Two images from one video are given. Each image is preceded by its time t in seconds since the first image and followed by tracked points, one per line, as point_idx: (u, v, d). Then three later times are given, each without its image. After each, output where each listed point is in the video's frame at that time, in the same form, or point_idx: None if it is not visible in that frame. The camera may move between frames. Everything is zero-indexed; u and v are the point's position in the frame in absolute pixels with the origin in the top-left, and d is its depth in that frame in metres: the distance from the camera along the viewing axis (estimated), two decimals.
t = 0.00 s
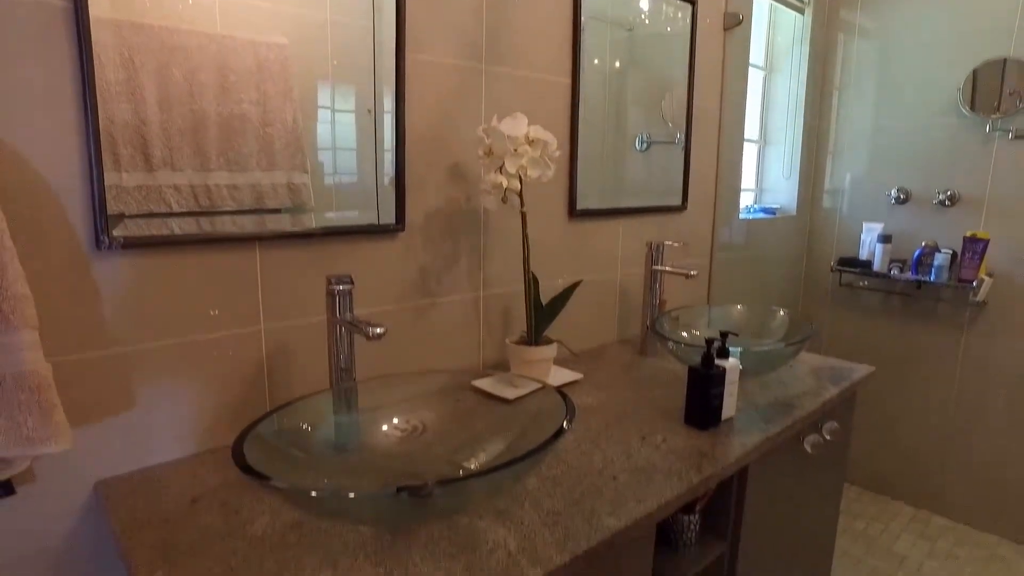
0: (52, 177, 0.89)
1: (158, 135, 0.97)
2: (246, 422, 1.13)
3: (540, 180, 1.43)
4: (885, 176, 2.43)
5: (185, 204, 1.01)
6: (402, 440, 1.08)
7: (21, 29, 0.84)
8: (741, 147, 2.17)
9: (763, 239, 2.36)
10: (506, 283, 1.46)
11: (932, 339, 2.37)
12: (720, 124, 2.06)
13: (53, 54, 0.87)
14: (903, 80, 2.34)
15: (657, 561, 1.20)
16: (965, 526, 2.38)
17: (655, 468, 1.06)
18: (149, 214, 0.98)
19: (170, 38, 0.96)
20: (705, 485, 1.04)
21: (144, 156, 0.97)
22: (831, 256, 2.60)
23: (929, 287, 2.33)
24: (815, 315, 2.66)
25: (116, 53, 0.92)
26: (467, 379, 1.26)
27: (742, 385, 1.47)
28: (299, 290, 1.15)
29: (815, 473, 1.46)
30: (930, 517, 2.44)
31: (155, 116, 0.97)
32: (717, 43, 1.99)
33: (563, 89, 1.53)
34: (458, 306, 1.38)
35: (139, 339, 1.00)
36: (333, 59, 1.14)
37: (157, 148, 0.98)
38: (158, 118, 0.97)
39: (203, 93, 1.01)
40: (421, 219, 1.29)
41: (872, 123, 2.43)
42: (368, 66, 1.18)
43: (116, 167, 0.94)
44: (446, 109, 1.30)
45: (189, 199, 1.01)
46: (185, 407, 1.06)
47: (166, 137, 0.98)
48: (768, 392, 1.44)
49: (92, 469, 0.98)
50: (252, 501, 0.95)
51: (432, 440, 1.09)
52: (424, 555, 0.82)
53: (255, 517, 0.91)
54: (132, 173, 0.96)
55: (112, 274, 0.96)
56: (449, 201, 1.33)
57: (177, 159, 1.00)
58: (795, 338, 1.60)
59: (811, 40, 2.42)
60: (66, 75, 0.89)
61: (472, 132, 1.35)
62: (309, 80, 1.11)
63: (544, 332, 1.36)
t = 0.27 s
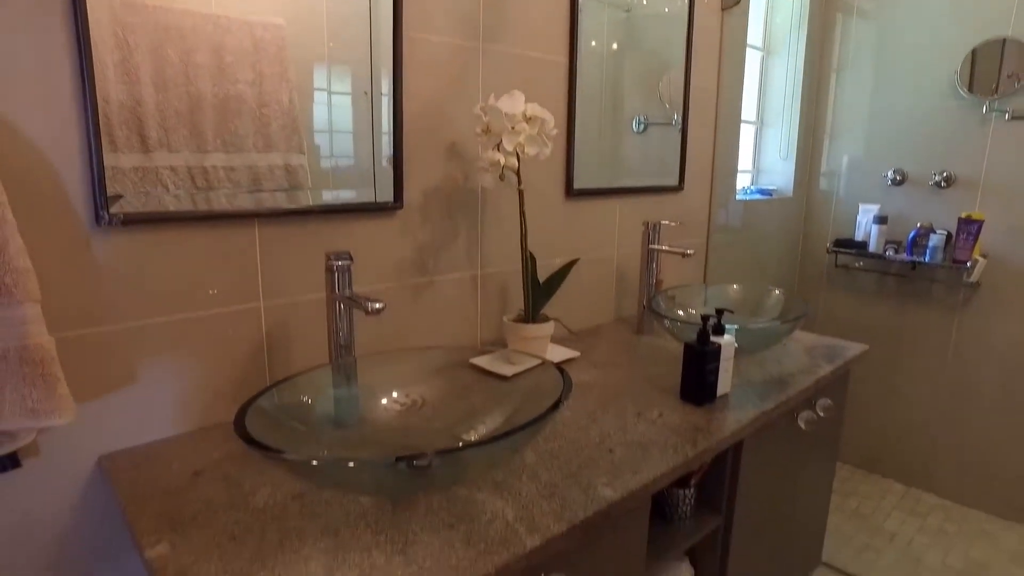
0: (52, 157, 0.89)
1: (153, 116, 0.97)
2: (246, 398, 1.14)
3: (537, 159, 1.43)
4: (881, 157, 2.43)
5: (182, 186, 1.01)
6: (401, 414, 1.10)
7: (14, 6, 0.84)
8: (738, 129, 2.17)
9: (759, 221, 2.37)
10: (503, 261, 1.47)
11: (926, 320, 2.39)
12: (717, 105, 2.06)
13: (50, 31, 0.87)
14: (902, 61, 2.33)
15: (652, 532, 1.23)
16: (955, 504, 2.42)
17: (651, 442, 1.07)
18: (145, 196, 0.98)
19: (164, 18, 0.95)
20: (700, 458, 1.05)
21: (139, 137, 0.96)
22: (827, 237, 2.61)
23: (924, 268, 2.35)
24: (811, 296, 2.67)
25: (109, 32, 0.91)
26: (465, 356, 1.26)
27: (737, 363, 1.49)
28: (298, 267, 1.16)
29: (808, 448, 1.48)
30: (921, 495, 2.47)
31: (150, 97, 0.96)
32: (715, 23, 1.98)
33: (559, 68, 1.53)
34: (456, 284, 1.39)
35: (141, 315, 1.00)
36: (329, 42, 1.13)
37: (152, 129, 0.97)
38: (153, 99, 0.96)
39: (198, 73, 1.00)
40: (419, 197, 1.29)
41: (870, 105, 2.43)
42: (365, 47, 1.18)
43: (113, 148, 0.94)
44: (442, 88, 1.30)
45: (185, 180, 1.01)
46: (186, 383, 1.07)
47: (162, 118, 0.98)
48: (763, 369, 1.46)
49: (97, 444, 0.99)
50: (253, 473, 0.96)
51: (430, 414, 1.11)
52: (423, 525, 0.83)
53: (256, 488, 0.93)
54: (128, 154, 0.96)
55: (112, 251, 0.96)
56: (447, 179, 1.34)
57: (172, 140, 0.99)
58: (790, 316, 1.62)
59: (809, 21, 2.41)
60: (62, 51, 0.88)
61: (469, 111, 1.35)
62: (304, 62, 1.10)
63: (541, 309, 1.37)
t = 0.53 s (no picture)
0: (52, 140, 0.90)
1: (148, 99, 0.97)
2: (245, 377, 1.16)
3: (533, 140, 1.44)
4: (876, 141, 2.45)
5: (178, 169, 1.01)
6: (400, 389, 1.13)
7: None
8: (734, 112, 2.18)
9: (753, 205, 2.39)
10: (499, 243, 1.48)
11: (918, 302, 2.42)
12: (713, 88, 2.06)
13: (47, 12, 0.87)
14: (897, 45, 2.33)
15: (645, 507, 1.26)
16: (945, 483, 2.46)
17: (645, 418, 1.09)
18: (141, 180, 0.98)
19: None
20: (693, 433, 1.08)
21: (135, 120, 0.96)
22: (821, 221, 2.62)
23: (916, 251, 2.37)
24: (805, 279, 2.69)
25: (104, 13, 0.91)
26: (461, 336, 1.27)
27: (730, 342, 1.51)
28: (296, 247, 1.17)
29: (800, 427, 1.51)
30: (912, 475, 2.52)
31: (145, 79, 0.96)
32: (711, 5, 1.98)
33: (555, 51, 1.53)
34: (453, 264, 1.40)
35: (141, 295, 1.02)
36: (324, 24, 1.13)
37: (147, 112, 0.97)
38: (148, 81, 0.96)
39: (193, 55, 1.00)
40: (416, 178, 1.31)
41: (865, 88, 2.44)
42: (361, 29, 1.17)
43: (110, 131, 0.94)
44: (438, 70, 1.30)
45: (181, 164, 1.02)
46: (186, 362, 1.08)
47: (157, 101, 0.98)
48: (756, 349, 1.48)
49: (99, 421, 1.01)
50: (256, 449, 0.99)
51: (428, 391, 1.13)
52: (422, 497, 0.85)
53: (258, 463, 0.95)
54: (124, 138, 0.96)
55: (112, 231, 0.97)
56: (443, 161, 1.35)
57: (168, 123, 0.99)
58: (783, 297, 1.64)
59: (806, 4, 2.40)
60: (59, 32, 0.88)
61: (465, 93, 1.36)
62: (300, 45, 1.10)
63: (537, 290, 1.38)
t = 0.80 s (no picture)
0: (52, 125, 0.91)
1: (143, 86, 0.97)
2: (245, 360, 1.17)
3: (529, 125, 1.45)
4: (871, 128, 2.46)
5: (174, 156, 1.02)
6: (399, 370, 1.15)
7: None
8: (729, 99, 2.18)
9: (748, 192, 2.40)
10: (496, 228, 1.49)
11: (910, 288, 2.44)
12: (708, 74, 2.06)
13: None
14: (892, 32, 2.34)
15: (639, 487, 1.29)
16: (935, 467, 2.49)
17: (639, 399, 1.11)
18: (137, 168, 0.99)
19: None
20: (687, 413, 1.10)
21: (130, 107, 0.97)
22: (815, 207, 2.64)
23: (909, 238, 2.39)
24: (799, 265, 2.71)
25: None
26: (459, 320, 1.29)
27: (725, 326, 1.53)
28: (294, 231, 1.18)
29: (793, 409, 1.53)
30: (903, 458, 2.55)
31: (140, 66, 0.96)
32: None
33: (551, 37, 1.53)
34: (450, 249, 1.42)
35: (141, 279, 1.03)
36: (319, 11, 1.13)
37: (143, 99, 0.97)
38: (143, 68, 0.97)
39: (189, 42, 1.00)
40: (413, 164, 1.32)
41: (860, 76, 2.45)
42: (356, 16, 1.18)
43: (106, 118, 0.95)
44: (434, 56, 1.31)
45: (178, 151, 1.02)
46: (187, 345, 1.10)
47: (152, 87, 0.98)
48: (749, 332, 1.50)
49: (102, 403, 1.03)
50: (257, 429, 1.00)
51: (426, 372, 1.15)
52: (421, 474, 0.87)
53: (259, 442, 0.96)
54: (120, 125, 0.96)
55: (112, 216, 0.98)
56: (440, 146, 1.36)
57: (163, 110, 1.00)
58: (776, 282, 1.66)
59: None
60: (57, 17, 0.89)
61: (461, 79, 1.36)
62: (295, 32, 1.11)
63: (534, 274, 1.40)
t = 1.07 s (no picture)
0: (50, 110, 0.92)
1: (136, 70, 0.97)
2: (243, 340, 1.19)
3: (523, 109, 1.47)
4: (862, 113, 2.48)
5: (168, 141, 1.03)
6: (396, 348, 1.17)
7: None
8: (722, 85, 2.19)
9: (741, 177, 2.42)
10: (491, 211, 1.51)
11: (900, 272, 2.47)
12: (701, 59, 2.07)
13: None
14: (884, 18, 2.35)
15: (631, 465, 1.32)
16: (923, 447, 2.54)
17: (632, 376, 1.14)
18: (132, 154, 0.99)
19: None
20: (678, 390, 1.12)
21: (123, 92, 0.97)
22: (807, 192, 2.66)
23: (899, 222, 2.42)
24: (791, 250, 2.74)
25: None
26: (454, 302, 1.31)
27: (716, 307, 1.56)
28: (291, 213, 1.19)
29: (782, 389, 1.56)
30: (892, 440, 2.59)
31: (132, 50, 0.96)
32: None
33: (545, 21, 1.54)
34: (445, 231, 1.43)
35: (141, 260, 1.04)
36: None
37: (136, 84, 0.98)
38: (136, 52, 0.97)
39: (182, 26, 1.00)
40: (408, 147, 1.33)
41: (853, 62, 2.46)
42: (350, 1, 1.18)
43: (102, 100, 0.95)
44: (428, 40, 1.31)
45: (171, 136, 1.03)
46: (185, 325, 1.11)
47: (146, 71, 0.98)
48: (740, 313, 1.52)
49: (104, 382, 1.04)
50: (257, 406, 1.02)
51: (422, 349, 1.17)
52: (418, 448, 0.89)
53: (259, 418, 0.98)
54: (114, 111, 0.97)
55: (110, 198, 0.99)
56: (434, 130, 1.37)
57: (157, 95, 1.00)
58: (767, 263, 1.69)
59: None
60: None
61: (454, 63, 1.37)
62: (289, 17, 1.11)
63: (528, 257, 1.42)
